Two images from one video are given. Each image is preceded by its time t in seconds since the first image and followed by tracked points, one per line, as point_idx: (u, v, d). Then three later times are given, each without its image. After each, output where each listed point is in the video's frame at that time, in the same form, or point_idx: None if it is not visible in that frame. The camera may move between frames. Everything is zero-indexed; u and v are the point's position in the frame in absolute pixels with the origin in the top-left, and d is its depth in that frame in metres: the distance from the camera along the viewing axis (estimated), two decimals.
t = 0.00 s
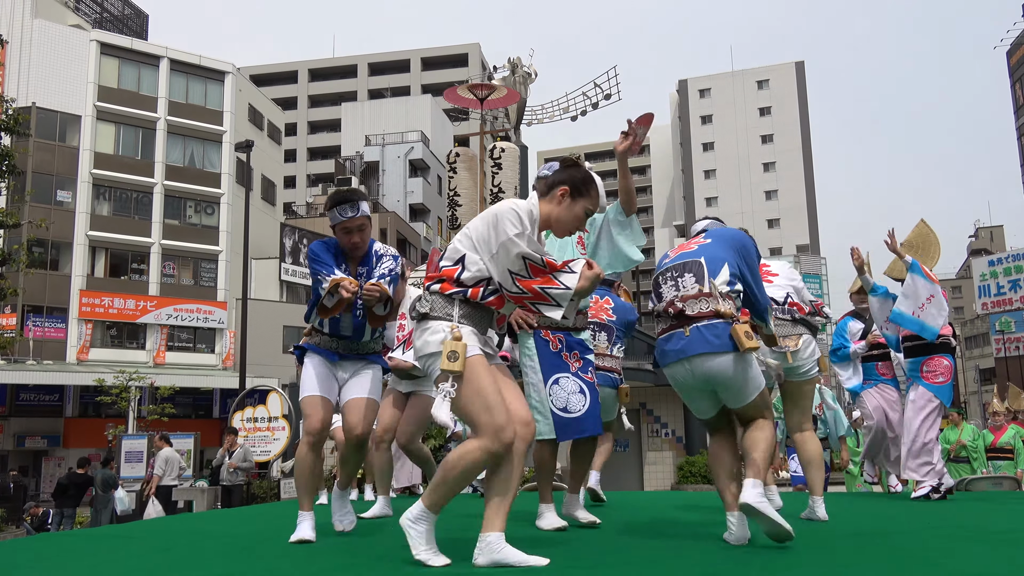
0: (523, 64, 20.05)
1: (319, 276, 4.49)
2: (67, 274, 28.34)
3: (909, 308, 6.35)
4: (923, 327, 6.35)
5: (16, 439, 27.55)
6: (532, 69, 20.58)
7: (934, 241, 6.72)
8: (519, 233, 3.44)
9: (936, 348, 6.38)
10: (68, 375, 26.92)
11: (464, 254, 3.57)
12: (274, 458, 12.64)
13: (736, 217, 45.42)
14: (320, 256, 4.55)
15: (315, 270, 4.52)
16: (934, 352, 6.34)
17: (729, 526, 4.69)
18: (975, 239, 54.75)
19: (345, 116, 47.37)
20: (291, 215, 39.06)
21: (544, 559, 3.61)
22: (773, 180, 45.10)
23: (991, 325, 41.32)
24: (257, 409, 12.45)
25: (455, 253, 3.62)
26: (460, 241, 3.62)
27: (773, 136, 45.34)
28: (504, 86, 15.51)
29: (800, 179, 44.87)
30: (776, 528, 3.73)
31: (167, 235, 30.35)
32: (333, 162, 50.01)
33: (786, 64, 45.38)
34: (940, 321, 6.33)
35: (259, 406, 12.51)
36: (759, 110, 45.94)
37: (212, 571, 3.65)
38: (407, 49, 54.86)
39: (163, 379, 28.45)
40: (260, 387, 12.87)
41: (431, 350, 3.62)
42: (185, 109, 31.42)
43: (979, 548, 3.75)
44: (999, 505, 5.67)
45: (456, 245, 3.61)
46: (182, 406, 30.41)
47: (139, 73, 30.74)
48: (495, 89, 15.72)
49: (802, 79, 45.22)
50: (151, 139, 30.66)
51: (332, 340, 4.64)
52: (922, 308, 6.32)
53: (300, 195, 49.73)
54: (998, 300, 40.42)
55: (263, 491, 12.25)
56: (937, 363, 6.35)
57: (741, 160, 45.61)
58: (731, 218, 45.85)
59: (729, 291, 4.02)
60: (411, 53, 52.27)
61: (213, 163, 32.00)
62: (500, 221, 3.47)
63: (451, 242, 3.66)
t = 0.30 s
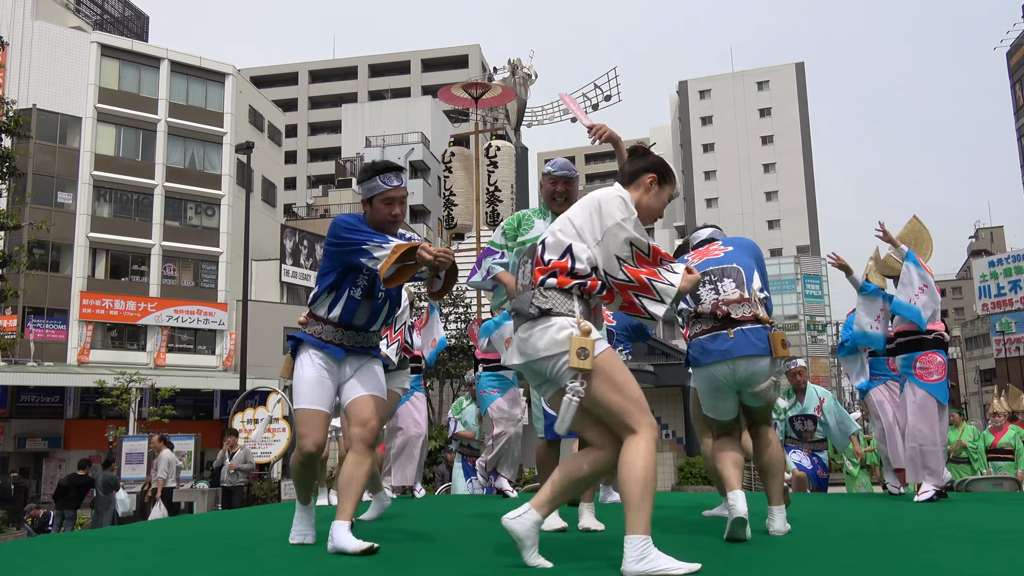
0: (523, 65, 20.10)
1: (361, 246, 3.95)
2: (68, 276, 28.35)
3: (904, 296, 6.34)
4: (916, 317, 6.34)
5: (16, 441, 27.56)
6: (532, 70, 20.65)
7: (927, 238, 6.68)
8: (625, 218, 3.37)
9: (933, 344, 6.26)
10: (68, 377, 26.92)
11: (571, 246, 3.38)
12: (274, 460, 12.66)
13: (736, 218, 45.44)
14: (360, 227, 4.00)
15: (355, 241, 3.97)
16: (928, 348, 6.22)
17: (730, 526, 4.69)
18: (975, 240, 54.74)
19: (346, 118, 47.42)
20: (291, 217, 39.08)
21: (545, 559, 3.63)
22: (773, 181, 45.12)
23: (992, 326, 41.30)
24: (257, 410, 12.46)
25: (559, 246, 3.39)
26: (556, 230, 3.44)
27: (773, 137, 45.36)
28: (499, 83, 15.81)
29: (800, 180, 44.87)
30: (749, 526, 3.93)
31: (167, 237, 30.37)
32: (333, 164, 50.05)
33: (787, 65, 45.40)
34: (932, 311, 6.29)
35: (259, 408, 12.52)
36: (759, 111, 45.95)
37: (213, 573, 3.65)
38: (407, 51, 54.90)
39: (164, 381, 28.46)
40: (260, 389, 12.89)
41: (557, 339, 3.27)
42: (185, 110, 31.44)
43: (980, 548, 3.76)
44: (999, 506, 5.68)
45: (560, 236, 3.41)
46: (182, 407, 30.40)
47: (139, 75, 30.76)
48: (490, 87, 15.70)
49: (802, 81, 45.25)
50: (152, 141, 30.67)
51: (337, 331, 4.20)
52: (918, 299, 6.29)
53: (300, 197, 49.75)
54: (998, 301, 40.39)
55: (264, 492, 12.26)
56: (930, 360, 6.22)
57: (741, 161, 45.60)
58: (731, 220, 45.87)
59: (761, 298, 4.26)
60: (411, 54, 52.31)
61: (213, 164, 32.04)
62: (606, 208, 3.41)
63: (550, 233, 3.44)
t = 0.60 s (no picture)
0: (524, 66, 20.08)
1: (431, 224, 3.61)
2: (68, 277, 28.34)
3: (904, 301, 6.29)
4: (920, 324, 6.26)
5: (16, 443, 27.55)
6: (532, 71, 20.64)
7: (921, 238, 6.61)
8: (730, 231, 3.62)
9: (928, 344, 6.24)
10: (69, 378, 26.88)
11: (686, 248, 3.45)
12: (274, 462, 12.63)
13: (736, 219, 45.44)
14: (420, 207, 3.67)
15: (417, 222, 3.64)
16: (927, 349, 6.21)
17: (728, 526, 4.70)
18: (975, 241, 54.71)
19: (346, 120, 47.46)
20: (292, 218, 39.09)
21: (549, 559, 3.65)
22: (773, 182, 45.13)
23: (993, 326, 41.24)
24: (258, 412, 12.43)
25: (674, 247, 3.44)
26: (664, 230, 3.46)
27: (773, 137, 45.35)
28: (484, 86, 14.85)
29: (800, 181, 44.87)
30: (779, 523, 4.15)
31: (167, 238, 30.37)
32: (333, 165, 50.05)
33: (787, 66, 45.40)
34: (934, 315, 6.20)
35: (260, 409, 12.50)
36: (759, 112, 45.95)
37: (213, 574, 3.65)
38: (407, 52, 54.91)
39: (164, 382, 28.45)
40: (261, 390, 12.86)
41: (677, 345, 3.28)
42: (186, 112, 31.45)
43: (981, 548, 3.77)
44: (1000, 508, 5.66)
45: (675, 238, 3.44)
46: (183, 409, 30.36)
47: (140, 76, 30.75)
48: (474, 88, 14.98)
49: (802, 81, 45.25)
50: (152, 142, 30.67)
51: (383, 319, 3.94)
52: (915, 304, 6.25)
53: (301, 198, 49.75)
54: (999, 301, 40.34)
55: (264, 494, 12.22)
56: (930, 361, 6.19)
57: (742, 162, 45.59)
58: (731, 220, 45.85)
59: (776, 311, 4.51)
60: (411, 56, 52.34)
61: (213, 165, 32.03)
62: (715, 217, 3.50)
63: (664, 231, 3.45)
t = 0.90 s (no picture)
0: (524, 68, 20.08)
1: (529, 209, 3.46)
2: (69, 278, 28.35)
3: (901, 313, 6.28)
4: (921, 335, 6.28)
5: (17, 443, 27.55)
6: (533, 72, 20.63)
7: (920, 241, 6.55)
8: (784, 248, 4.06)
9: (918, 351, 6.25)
10: (69, 379, 26.87)
11: (751, 263, 3.90)
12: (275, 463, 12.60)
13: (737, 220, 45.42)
14: (515, 192, 3.51)
15: (515, 206, 3.47)
16: (919, 356, 6.21)
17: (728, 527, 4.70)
18: (976, 242, 54.62)
19: (347, 121, 47.50)
20: (292, 219, 39.10)
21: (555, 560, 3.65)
22: (773, 183, 45.16)
23: (994, 328, 41.16)
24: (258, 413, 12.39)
25: (741, 261, 3.88)
26: (730, 244, 3.89)
27: (774, 139, 45.34)
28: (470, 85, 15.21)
29: (800, 182, 44.88)
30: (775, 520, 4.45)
31: (168, 239, 30.37)
32: (334, 166, 50.07)
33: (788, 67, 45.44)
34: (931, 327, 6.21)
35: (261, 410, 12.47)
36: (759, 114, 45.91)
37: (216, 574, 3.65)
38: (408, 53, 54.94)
39: (165, 383, 28.44)
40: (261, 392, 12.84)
41: (754, 352, 3.74)
42: (187, 112, 31.46)
43: (987, 549, 3.78)
44: (999, 509, 5.66)
45: (742, 253, 3.88)
46: (183, 409, 30.37)
47: (141, 77, 30.76)
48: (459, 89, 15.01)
49: (802, 83, 45.29)
50: (153, 143, 30.68)
51: (449, 308, 3.63)
52: (914, 315, 6.25)
53: (302, 199, 49.77)
54: (1000, 303, 40.24)
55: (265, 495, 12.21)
56: (918, 368, 6.21)
57: (742, 163, 45.61)
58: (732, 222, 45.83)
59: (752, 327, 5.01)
60: (412, 57, 52.37)
61: (214, 166, 32.04)
62: (767, 235, 3.99)
63: (731, 247, 3.88)
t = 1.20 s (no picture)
0: (524, 68, 20.09)
1: (637, 196, 3.50)
2: (70, 278, 28.36)
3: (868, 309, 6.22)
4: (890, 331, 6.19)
5: (18, 444, 27.56)
6: (533, 73, 20.62)
7: (909, 238, 6.54)
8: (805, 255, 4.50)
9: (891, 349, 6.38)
10: (70, 380, 26.88)
11: (780, 268, 4.33)
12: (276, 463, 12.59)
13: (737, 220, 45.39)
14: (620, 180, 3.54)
15: (626, 194, 3.49)
16: (894, 353, 6.35)
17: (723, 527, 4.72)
18: (978, 243, 54.55)
19: (348, 122, 47.53)
20: (293, 220, 39.10)
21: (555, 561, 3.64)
22: (774, 184, 45.15)
23: (995, 328, 41.11)
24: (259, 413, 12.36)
25: (773, 266, 4.30)
26: (762, 253, 4.32)
27: (775, 139, 45.29)
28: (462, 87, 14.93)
29: (801, 183, 44.86)
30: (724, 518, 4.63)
31: (169, 239, 30.39)
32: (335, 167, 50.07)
33: (788, 68, 45.41)
34: (899, 325, 6.14)
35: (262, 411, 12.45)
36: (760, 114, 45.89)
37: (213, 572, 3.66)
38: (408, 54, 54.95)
39: (166, 384, 28.45)
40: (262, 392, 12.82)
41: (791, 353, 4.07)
42: (187, 113, 31.48)
43: (990, 550, 3.77)
44: (996, 509, 5.67)
45: (771, 260, 4.31)
46: (184, 410, 30.39)
47: (142, 78, 30.78)
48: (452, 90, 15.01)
49: (803, 83, 45.27)
50: (153, 143, 30.70)
51: (554, 302, 3.46)
52: (882, 312, 6.18)
53: (303, 200, 49.80)
54: (1001, 303, 40.20)
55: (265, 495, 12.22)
56: (892, 365, 6.35)
57: (743, 164, 45.59)
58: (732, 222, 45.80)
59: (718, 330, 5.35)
60: (413, 57, 52.38)
61: (215, 167, 32.05)
62: (785, 240, 4.46)
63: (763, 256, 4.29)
